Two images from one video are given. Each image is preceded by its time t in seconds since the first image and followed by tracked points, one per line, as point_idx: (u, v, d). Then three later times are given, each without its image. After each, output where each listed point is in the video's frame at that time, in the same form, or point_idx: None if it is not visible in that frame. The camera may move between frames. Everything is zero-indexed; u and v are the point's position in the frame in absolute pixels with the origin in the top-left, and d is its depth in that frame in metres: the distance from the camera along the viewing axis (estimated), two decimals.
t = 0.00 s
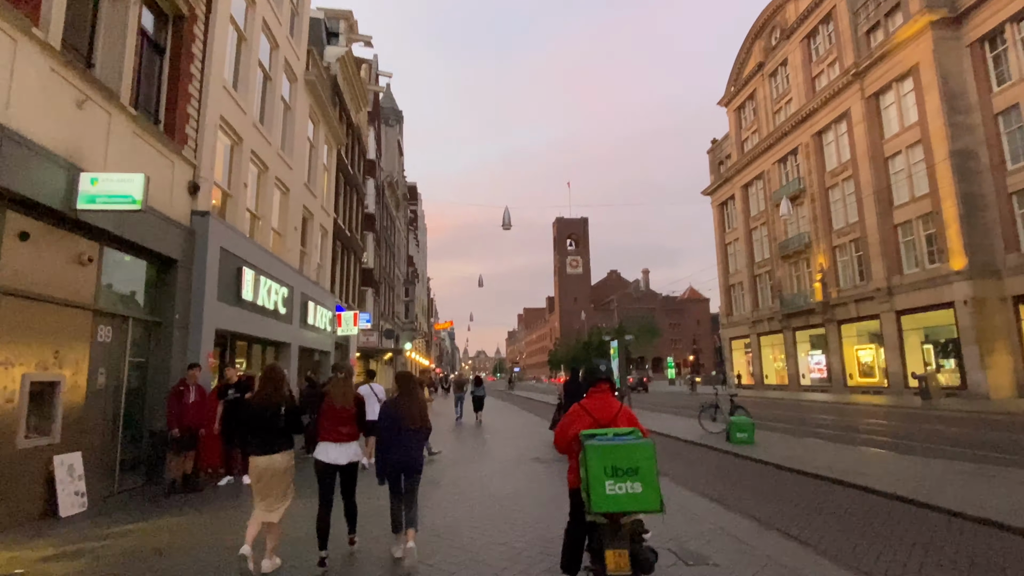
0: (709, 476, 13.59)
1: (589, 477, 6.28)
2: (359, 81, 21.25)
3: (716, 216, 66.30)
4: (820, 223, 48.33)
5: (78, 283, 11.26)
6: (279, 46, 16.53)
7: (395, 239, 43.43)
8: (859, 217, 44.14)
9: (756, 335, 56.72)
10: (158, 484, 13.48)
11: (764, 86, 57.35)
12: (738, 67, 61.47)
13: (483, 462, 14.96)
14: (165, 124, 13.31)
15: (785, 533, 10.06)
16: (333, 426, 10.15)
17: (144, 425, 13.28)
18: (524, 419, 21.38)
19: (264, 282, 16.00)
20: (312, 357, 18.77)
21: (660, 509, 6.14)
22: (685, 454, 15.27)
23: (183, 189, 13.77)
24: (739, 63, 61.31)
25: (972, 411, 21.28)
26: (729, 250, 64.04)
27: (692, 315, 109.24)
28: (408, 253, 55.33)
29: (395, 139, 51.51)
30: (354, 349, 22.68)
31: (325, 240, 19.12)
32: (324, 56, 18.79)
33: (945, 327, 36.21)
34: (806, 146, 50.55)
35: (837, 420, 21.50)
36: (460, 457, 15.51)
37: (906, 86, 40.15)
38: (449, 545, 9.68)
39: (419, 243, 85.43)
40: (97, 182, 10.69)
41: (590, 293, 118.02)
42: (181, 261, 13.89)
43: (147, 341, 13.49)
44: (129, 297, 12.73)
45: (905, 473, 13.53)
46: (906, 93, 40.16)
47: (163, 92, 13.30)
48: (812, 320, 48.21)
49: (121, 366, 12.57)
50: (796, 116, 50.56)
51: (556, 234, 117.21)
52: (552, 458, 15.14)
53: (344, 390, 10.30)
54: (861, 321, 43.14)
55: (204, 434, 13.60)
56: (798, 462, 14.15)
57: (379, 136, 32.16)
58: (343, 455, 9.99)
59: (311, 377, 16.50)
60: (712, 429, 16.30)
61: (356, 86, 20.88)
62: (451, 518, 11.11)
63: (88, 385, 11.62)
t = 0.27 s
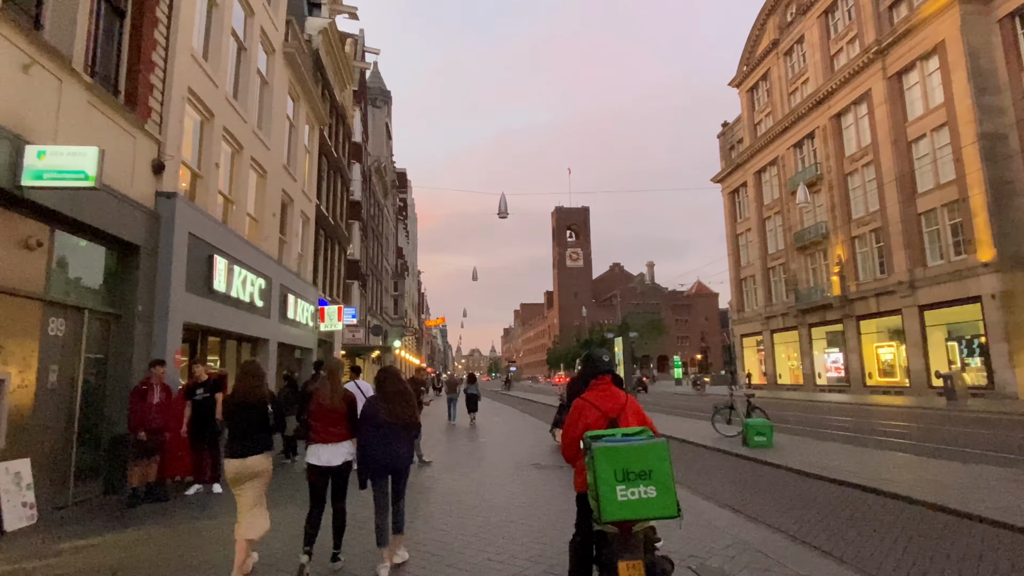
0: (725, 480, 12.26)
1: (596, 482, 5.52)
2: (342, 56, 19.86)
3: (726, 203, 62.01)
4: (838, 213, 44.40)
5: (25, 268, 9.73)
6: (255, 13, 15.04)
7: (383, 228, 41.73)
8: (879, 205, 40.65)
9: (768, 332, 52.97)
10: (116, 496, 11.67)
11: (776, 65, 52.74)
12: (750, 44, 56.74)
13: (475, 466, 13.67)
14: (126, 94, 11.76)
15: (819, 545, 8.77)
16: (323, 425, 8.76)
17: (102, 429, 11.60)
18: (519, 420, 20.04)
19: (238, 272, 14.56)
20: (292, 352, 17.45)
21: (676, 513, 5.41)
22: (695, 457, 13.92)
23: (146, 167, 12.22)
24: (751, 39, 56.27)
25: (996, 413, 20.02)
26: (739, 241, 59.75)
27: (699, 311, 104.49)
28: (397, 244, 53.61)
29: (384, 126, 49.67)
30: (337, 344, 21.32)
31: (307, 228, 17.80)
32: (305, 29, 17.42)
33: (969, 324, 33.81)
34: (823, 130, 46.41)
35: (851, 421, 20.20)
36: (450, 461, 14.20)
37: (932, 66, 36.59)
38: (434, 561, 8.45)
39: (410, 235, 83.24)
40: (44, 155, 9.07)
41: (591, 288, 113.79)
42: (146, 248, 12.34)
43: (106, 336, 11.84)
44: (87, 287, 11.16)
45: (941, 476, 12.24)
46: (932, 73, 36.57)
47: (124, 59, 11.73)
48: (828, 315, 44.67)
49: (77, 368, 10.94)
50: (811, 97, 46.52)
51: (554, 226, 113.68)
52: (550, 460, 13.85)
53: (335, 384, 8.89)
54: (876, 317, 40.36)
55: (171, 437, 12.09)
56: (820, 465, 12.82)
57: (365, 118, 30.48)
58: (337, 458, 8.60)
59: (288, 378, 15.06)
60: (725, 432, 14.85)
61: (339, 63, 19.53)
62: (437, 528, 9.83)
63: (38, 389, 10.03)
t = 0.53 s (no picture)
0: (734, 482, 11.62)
1: (614, 488, 5.14)
2: (332, 40, 19.11)
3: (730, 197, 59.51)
4: (846, 204, 42.68)
5: None
6: None
7: (375, 220, 40.74)
8: (888, 197, 38.96)
9: (773, 328, 50.99)
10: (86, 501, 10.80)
11: (782, 52, 50.69)
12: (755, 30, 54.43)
13: (471, 467, 13.01)
14: (97, 72, 11.03)
15: (839, 552, 8.13)
16: (311, 423, 8.07)
17: (71, 429, 10.87)
18: (517, 419, 19.34)
19: (219, 263, 13.82)
20: (279, 348, 16.71)
21: (700, 520, 5.02)
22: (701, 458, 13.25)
23: (119, 151, 11.49)
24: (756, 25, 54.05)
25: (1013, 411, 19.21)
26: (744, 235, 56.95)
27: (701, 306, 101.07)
28: (390, 237, 52.70)
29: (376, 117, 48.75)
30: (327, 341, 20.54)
31: (295, 218, 17.08)
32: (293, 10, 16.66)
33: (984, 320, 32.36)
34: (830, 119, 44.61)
35: (860, 421, 19.47)
36: (445, 462, 13.53)
37: (944, 52, 35.31)
38: (425, 570, 7.82)
39: (404, 229, 82.08)
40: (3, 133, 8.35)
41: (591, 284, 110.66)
42: (119, 236, 11.61)
43: (75, 331, 11.10)
44: (54, 277, 10.42)
45: (962, 477, 11.60)
46: (944, 59, 35.32)
47: (94, 34, 10.99)
48: (835, 310, 43.11)
49: (44, 365, 10.18)
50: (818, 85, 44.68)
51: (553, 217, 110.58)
52: (550, 461, 13.19)
53: (323, 378, 8.20)
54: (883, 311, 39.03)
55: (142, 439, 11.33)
56: (833, 467, 12.16)
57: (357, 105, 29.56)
58: (325, 459, 7.91)
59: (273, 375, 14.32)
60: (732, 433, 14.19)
61: (327, 46, 18.77)
62: (431, 534, 9.20)
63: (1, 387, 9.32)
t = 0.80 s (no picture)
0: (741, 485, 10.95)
1: (639, 496, 4.60)
2: (317, 24, 18.28)
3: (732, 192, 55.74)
4: (855, 199, 40.00)
5: None
6: None
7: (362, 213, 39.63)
8: (899, 190, 36.43)
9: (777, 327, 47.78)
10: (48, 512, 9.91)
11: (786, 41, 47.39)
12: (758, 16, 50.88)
13: (464, 472, 12.31)
14: (58, 47, 10.15)
15: (860, 558, 7.47)
16: (291, 422, 7.35)
17: (28, 433, 9.98)
18: (512, 423, 18.61)
19: (196, 256, 13.00)
20: (259, 347, 15.86)
21: (730, 534, 4.55)
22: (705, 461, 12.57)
23: (82, 133, 10.62)
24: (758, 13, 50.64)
25: None
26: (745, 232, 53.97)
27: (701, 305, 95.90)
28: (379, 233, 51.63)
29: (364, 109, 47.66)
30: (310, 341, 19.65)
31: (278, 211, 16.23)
32: None
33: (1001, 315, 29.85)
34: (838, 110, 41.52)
35: (869, 424, 18.63)
36: (436, 467, 12.82)
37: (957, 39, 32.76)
38: None
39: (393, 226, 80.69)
40: None
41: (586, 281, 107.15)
42: (82, 224, 10.72)
43: (34, 326, 10.22)
44: (11, 269, 9.54)
45: (981, 481, 10.97)
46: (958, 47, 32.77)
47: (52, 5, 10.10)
48: (844, 309, 40.23)
49: None
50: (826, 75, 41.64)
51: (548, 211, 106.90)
52: (547, 465, 12.52)
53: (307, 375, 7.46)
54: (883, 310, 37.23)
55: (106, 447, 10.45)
56: (846, 472, 11.39)
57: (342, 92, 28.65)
58: (307, 463, 7.22)
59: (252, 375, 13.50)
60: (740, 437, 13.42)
61: (312, 30, 17.94)
62: (421, 542, 8.53)
63: None
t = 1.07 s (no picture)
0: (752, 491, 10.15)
1: (662, 510, 3.66)
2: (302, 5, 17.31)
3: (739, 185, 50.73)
4: (868, 191, 36.18)
5: None
6: None
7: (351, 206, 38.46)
8: (915, 182, 33.06)
9: (785, 327, 43.50)
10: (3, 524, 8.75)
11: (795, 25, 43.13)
12: None
13: (455, 478, 11.54)
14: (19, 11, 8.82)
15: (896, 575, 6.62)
16: (274, 426, 6.88)
17: None
18: (508, 428, 17.72)
19: (167, 248, 11.96)
20: (238, 346, 14.89)
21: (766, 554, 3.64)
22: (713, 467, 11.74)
23: (43, 112, 9.39)
24: None
25: None
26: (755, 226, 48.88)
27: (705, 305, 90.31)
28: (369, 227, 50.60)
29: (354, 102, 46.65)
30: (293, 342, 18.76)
31: (260, 203, 15.27)
32: None
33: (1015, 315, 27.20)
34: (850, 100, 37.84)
35: (882, 432, 17.58)
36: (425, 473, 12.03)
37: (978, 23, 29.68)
38: None
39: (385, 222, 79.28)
40: None
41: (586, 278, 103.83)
42: (43, 213, 9.44)
43: None
44: None
45: (1013, 487, 10.17)
46: (978, 32, 29.66)
47: None
48: (853, 309, 36.75)
49: None
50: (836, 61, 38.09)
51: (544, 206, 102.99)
52: (544, 470, 11.75)
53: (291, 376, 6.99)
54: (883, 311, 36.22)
55: (69, 454, 9.37)
56: (867, 480, 10.42)
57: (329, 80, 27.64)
58: (292, 469, 6.79)
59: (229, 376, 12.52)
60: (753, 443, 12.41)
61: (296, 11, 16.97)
62: (403, 557, 7.68)
63: None
